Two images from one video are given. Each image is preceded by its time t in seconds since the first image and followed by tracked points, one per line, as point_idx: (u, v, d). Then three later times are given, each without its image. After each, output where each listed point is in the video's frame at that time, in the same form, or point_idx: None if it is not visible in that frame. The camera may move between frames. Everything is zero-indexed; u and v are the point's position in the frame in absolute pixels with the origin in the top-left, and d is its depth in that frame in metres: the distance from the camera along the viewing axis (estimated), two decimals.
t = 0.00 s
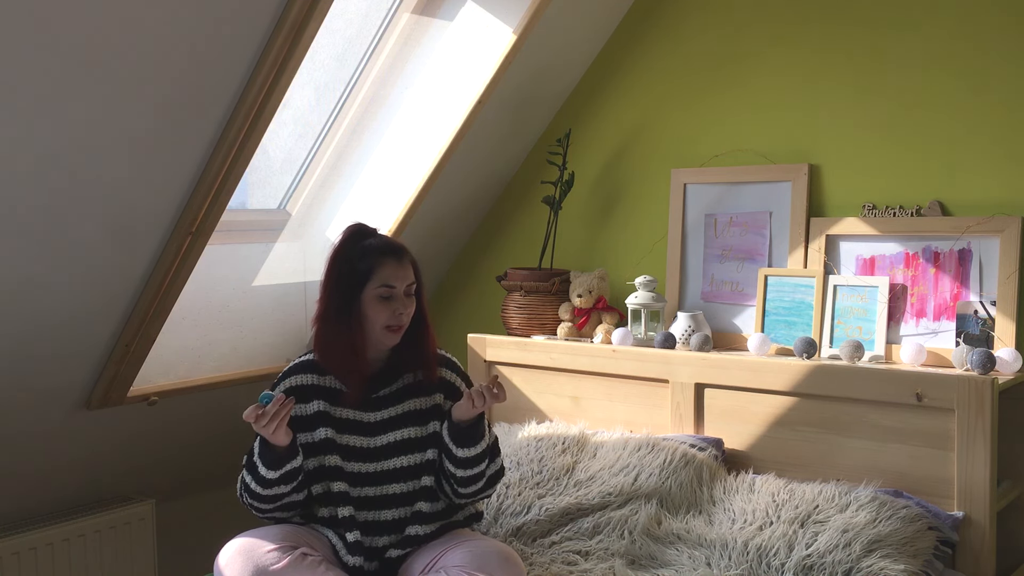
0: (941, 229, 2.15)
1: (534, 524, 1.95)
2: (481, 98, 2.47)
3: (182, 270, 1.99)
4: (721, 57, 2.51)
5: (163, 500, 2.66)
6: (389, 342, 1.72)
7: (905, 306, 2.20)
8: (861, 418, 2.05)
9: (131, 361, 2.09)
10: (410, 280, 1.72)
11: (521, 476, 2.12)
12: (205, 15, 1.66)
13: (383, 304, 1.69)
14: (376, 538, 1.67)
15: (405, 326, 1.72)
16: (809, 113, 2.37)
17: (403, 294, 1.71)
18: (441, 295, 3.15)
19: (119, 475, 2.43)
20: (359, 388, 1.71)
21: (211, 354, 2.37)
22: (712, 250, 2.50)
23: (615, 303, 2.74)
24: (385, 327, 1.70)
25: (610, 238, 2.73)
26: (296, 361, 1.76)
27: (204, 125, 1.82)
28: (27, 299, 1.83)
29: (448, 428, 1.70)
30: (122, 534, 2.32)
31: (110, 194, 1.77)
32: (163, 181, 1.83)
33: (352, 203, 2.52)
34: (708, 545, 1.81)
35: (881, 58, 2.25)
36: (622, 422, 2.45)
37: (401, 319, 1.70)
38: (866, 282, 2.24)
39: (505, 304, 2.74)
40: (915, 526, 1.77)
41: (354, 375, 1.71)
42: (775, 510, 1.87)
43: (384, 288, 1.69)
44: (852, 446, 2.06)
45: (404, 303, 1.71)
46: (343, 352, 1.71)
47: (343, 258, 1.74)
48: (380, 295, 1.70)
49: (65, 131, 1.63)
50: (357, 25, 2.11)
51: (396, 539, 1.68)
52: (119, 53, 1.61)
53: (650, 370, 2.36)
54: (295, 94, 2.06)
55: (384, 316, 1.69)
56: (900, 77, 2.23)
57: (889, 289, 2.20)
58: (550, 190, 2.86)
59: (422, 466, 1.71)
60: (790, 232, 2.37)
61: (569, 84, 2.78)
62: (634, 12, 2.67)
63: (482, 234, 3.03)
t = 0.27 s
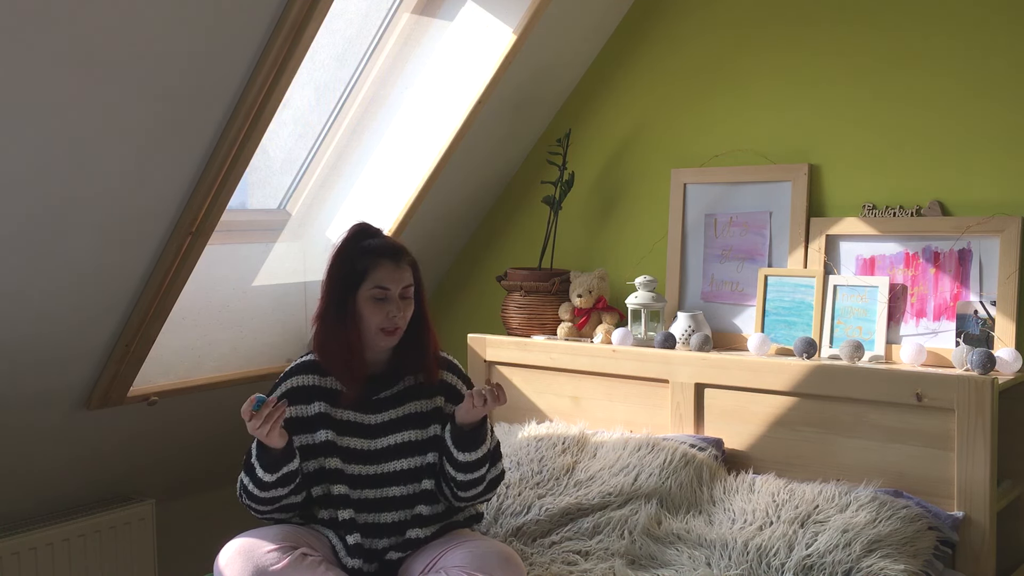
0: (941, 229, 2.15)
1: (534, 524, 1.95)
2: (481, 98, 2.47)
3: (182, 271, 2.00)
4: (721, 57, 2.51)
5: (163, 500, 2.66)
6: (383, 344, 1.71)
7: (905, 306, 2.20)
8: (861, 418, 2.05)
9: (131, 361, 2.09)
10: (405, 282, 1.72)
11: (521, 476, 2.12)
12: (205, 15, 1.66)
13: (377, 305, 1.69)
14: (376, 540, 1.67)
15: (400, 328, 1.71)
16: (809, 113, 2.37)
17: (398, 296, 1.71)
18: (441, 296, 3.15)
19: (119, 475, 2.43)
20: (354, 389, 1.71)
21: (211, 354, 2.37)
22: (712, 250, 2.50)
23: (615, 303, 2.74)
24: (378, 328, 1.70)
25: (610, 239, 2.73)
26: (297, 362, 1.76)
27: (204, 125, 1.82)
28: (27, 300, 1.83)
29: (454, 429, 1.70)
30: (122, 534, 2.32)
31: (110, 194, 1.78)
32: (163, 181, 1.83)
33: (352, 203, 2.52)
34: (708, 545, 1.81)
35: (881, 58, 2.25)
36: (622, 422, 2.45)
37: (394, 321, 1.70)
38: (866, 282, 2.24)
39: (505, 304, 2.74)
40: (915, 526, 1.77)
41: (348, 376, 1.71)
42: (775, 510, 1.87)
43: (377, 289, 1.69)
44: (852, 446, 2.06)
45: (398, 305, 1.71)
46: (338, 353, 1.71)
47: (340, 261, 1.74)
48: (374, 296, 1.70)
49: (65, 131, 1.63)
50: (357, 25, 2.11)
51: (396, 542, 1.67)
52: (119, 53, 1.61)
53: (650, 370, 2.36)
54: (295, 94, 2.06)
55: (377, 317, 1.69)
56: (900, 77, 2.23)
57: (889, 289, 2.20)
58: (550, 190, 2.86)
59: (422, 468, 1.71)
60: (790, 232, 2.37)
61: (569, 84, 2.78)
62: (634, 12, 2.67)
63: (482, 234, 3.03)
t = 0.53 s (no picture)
0: (941, 229, 2.15)
1: (535, 523, 1.95)
2: (481, 98, 2.47)
3: (182, 271, 2.00)
4: (721, 57, 2.51)
5: (163, 500, 2.66)
6: (371, 346, 1.70)
7: (905, 306, 2.20)
8: (861, 418, 2.05)
9: (131, 361, 2.09)
10: (385, 283, 1.70)
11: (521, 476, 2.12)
12: (206, 15, 1.66)
13: (358, 308, 1.70)
14: (376, 542, 1.66)
15: (384, 330, 1.69)
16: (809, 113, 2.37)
17: (378, 297, 1.70)
18: (441, 296, 3.15)
19: (119, 475, 2.43)
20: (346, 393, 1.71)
21: (211, 354, 2.37)
22: (712, 250, 2.50)
23: (615, 303, 2.74)
24: (361, 331, 1.69)
25: (610, 239, 2.73)
26: (298, 362, 1.77)
27: (204, 125, 1.82)
28: (27, 300, 1.83)
29: (476, 437, 1.69)
30: (122, 534, 2.32)
31: (110, 194, 1.77)
32: (163, 181, 1.83)
33: (353, 203, 2.52)
34: (708, 545, 1.81)
35: (881, 58, 2.26)
36: (622, 423, 2.45)
37: (374, 323, 1.68)
38: (866, 282, 2.24)
39: (505, 304, 2.74)
40: (915, 526, 1.77)
41: (340, 380, 1.72)
42: (775, 511, 1.87)
43: (356, 292, 1.70)
44: (852, 446, 2.06)
45: (379, 306, 1.69)
46: (329, 357, 1.73)
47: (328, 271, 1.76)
48: (353, 299, 1.70)
49: (65, 131, 1.63)
50: (357, 25, 2.11)
51: (397, 544, 1.67)
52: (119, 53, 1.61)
53: (650, 370, 2.36)
54: (295, 94, 2.06)
55: (358, 320, 1.69)
56: (900, 77, 2.23)
57: (889, 289, 2.20)
58: (550, 190, 2.86)
59: (428, 472, 1.69)
60: (790, 232, 2.37)
61: (569, 84, 2.78)
62: (634, 12, 2.67)
63: (482, 234, 3.03)
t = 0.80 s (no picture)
0: (941, 229, 2.15)
1: (534, 524, 1.95)
2: (480, 98, 2.47)
3: (182, 271, 2.00)
4: (721, 57, 2.51)
5: (163, 500, 2.66)
6: (369, 349, 1.70)
7: (905, 306, 2.20)
8: (861, 418, 2.05)
9: (132, 361, 2.09)
10: (386, 287, 1.70)
11: (521, 476, 2.12)
12: (206, 15, 1.67)
13: (358, 310, 1.69)
14: (376, 544, 1.67)
15: (384, 333, 1.69)
16: (809, 113, 2.37)
17: (378, 300, 1.69)
18: (441, 296, 3.15)
19: (119, 475, 2.43)
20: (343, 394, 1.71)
21: (211, 354, 2.37)
22: (712, 250, 2.50)
23: (615, 303, 2.74)
24: (360, 333, 1.69)
25: (610, 239, 2.73)
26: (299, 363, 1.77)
27: (204, 125, 1.82)
28: (27, 300, 1.83)
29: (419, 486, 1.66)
30: (122, 534, 2.32)
31: (110, 195, 1.78)
32: (163, 181, 1.83)
33: (353, 204, 2.52)
34: (708, 545, 1.81)
35: (881, 57, 2.25)
36: (622, 423, 2.44)
37: (374, 326, 1.68)
38: (866, 282, 2.24)
39: (505, 305, 2.74)
40: (915, 526, 1.77)
41: (337, 381, 1.71)
42: (775, 511, 1.87)
43: (357, 294, 1.70)
44: (852, 446, 2.06)
45: (379, 309, 1.69)
46: (327, 358, 1.72)
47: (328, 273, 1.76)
48: (354, 302, 1.70)
49: (65, 131, 1.63)
50: (357, 25, 2.11)
51: (396, 545, 1.68)
52: (119, 53, 1.61)
53: (650, 370, 2.36)
54: (295, 94, 2.07)
55: (357, 322, 1.69)
56: (899, 77, 2.23)
57: (889, 289, 2.20)
58: (550, 190, 2.86)
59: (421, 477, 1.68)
60: (790, 232, 2.37)
61: (569, 84, 2.78)
62: (634, 12, 2.67)
63: (482, 234, 3.03)
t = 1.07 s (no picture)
0: (941, 228, 2.15)
1: (534, 524, 1.95)
2: (480, 98, 2.48)
3: (182, 271, 2.00)
4: (721, 56, 2.50)
5: (163, 500, 2.66)
6: (369, 350, 1.70)
7: (905, 306, 2.20)
8: (861, 418, 2.05)
9: (132, 361, 2.09)
10: (387, 288, 1.70)
11: (521, 476, 2.12)
12: (206, 15, 1.66)
13: (358, 311, 1.69)
14: (376, 546, 1.67)
15: (384, 335, 1.69)
16: (809, 113, 2.36)
17: (379, 302, 1.69)
18: (441, 295, 3.15)
19: (119, 475, 2.44)
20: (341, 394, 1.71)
21: (211, 354, 2.37)
22: (712, 250, 2.50)
23: (615, 303, 2.74)
24: (360, 334, 1.69)
25: (610, 239, 2.73)
26: (297, 365, 1.77)
27: (204, 125, 1.82)
28: (27, 300, 1.83)
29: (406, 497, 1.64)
30: (122, 534, 2.32)
31: (110, 195, 1.77)
32: (163, 181, 1.83)
33: (353, 204, 2.52)
34: (708, 546, 1.81)
35: (881, 57, 2.25)
36: (622, 423, 2.45)
37: (375, 327, 1.68)
38: (866, 282, 2.24)
39: (505, 304, 2.74)
40: (915, 526, 1.78)
41: (335, 381, 1.71)
42: (775, 510, 1.87)
43: (358, 296, 1.69)
44: (852, 446, 2.06)
45: (380, 310, 1.69)
46: (325, 358, 1.72)
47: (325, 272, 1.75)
48: (354, 303, 1.70)
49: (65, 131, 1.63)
50: (357, 25, 2.11)
51: (396, 546, 1.68)
52: (119, 53, 1.61)
53: (650, 370, 2.36)
54: (295, 94, 2.06)
55: (357, 323, 1.69)
56: (900, 77, 2.23)
57: (889, 289, 2.20)
58: (550, 190, 2.86)
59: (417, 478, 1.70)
60: (790, 232, 2.37)
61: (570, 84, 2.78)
62: (634, 12, 2.67)
63: (482, 234, 3.03)
